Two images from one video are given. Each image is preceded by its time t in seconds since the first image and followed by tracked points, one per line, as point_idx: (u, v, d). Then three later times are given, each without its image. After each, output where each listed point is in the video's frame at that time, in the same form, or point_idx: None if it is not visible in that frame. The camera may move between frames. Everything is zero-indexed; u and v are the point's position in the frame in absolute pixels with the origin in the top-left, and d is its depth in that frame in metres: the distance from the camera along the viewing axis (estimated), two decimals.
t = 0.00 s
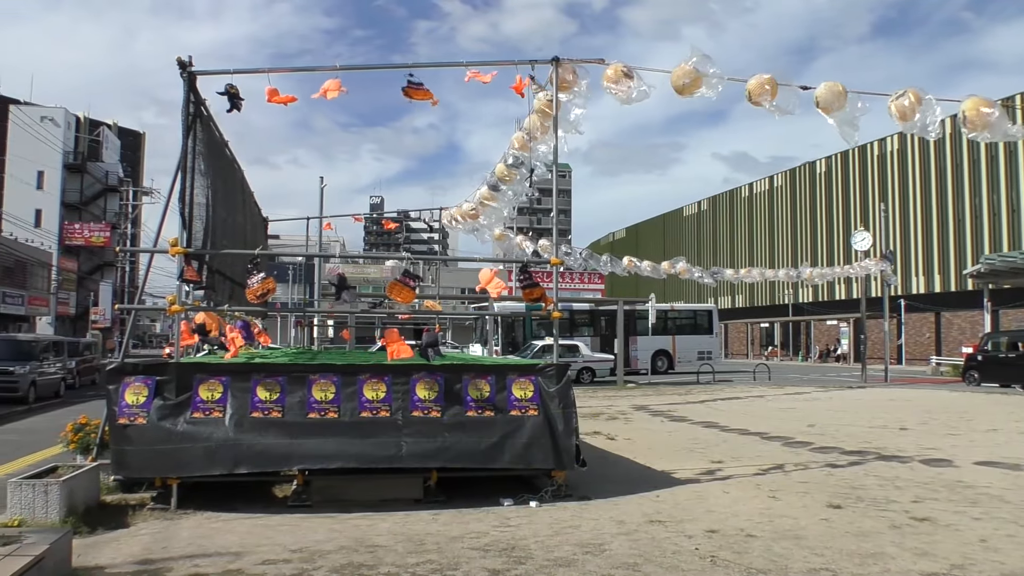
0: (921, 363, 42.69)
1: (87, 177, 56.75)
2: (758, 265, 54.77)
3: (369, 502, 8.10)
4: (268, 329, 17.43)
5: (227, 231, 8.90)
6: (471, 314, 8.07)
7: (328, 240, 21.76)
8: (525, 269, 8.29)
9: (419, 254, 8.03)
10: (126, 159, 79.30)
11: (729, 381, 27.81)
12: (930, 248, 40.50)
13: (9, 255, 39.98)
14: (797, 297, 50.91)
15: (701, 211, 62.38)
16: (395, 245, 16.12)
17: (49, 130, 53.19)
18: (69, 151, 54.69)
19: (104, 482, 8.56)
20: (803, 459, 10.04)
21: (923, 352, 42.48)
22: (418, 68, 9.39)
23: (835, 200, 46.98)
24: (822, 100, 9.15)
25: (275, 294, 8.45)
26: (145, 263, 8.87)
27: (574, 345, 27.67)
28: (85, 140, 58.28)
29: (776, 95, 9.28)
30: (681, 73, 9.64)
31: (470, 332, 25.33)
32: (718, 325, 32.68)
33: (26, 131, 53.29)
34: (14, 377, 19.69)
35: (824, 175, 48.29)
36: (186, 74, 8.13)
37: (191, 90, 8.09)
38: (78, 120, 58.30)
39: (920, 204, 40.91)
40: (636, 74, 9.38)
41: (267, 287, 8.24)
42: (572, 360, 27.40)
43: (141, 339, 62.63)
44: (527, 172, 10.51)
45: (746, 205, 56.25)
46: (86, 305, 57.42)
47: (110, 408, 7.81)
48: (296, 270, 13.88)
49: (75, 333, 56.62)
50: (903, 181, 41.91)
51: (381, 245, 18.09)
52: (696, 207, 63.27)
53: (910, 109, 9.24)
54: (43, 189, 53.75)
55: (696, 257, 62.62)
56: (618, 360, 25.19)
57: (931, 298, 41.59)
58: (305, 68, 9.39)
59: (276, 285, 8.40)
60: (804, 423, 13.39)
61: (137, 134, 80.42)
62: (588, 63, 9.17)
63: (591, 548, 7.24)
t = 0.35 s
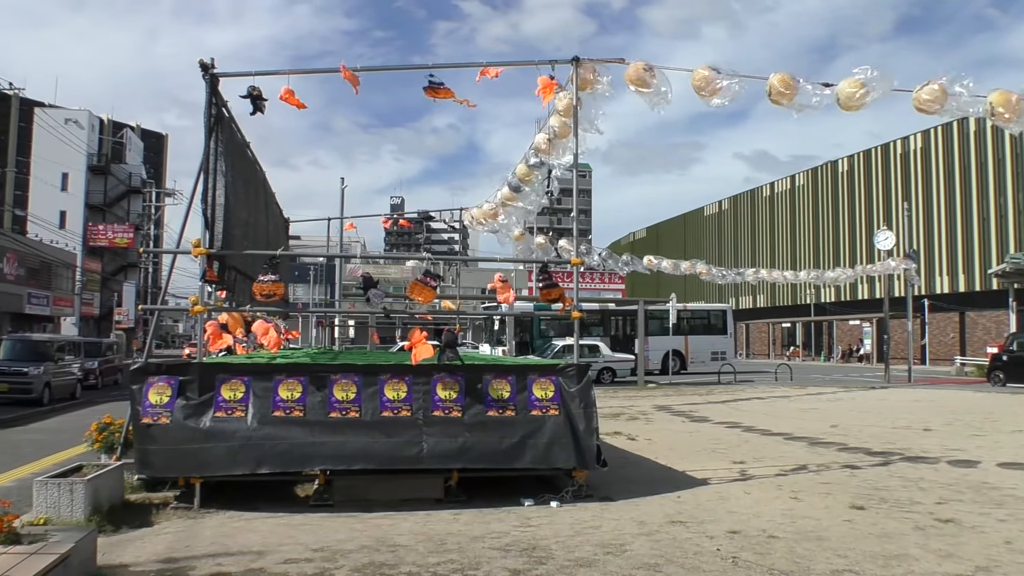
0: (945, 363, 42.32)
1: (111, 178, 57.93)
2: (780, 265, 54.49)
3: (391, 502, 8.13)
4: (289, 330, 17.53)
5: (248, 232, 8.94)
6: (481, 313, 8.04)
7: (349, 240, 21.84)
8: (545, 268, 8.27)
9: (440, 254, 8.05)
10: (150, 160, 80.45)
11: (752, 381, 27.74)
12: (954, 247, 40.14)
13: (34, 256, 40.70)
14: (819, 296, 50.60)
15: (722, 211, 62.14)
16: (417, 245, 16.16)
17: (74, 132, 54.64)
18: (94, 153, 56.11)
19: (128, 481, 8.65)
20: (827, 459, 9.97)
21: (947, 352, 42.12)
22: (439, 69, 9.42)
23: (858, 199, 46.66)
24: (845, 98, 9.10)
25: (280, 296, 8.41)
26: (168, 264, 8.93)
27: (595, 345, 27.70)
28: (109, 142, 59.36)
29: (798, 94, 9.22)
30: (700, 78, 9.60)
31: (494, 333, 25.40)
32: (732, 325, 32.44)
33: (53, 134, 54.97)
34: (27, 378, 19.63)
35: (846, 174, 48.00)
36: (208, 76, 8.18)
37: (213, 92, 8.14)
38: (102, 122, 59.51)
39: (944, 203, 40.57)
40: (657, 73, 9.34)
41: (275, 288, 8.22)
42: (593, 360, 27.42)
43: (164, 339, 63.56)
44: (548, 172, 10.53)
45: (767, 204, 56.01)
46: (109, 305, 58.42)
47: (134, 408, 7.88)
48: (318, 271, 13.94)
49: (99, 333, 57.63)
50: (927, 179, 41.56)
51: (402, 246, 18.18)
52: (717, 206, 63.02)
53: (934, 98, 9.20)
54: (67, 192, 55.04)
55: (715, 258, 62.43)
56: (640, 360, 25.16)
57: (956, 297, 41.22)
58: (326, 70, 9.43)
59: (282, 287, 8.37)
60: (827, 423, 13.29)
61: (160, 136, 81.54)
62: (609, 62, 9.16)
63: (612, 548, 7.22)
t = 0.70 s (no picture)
0: (966, 364, 42.09)
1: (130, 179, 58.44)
2: (798, 265, 54.22)
3: (408, 502, 8.16)
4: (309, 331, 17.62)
5: (266, 233, 8.97)
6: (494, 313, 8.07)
7: (368, 240, 21.93)
8: (562, 269, 8.24)
9: (457, 254, 8.04)
10: (169, 161, 81.24)
11: (770, 382, 27.74)
12: (975, 248, 39.86)
13: (53, 257, 41.14)
14: (838, 297, 50.37)
15: (739, 211, 61.97)
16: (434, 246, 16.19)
17: (94, 134, 55.51)
18: (113, 154, 56.70)
19: (148, 480, 8.72)
20: (846, 461, 9.92)
21: (967, 353, 41.90)
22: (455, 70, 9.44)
23: (877, 199, 46.39)
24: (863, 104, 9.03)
25: (311, 295, 8.38)
26: (186, 264, 8.96)
27: (612, 345, 27.75)
28: (127, 143, 59.89)
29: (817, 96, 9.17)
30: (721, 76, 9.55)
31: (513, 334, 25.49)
32: (742, 325, 32.23)
33: (73, 135, 55.70)
34: (33, 379, 19.52)
35: (865, 173, 47.74)
36: (228, 78, 8.21)
37: (231, 94, 8.17)
38: (121, 124, 60.21)
39: (964, 203, 40.29)
40: (676, 73, 9.31)
41: (303, 288, 8.14)
42: (611, 360, 27.44)
43: (183, 339, 64.22)
44: (565, 172, 10.55)
45: (785, 204, 55.77)
46: (129, 305, 59.08)
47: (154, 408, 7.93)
48: (334, 271, 13.99)
49: (119, 332, 58.31)
50: (947, 179, 41.26)
51: (419, 246, 18.24)
52: (734, 206, 62.85)
53: (955, 104, 9.09)
54: (86, 192, 55.43)
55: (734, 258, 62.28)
56: (657, 361, 25.17)
57: (976, 297, 40.95)
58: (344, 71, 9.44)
59: (313, 285, 8.36)
60: (847, 424, 13.22)
61: (179, 137, 82.32)
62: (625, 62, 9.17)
63: (630, 549, 7.21)
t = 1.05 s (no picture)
0: (984, 364, 41.88)
1: (147, 181, 58.85)
2: (814, 265, 54.02)
3: (424, 501, 8.18)
4: (330, 332, 17.70)
5: (282, 233, 9.00)
6: (505, 312, 8.08)
7: (384, 240, 21.98)
8: (579, 269, 8.22)
9: (472, 254, 8.03)
10: (186, 162, 81.86)
11: (786, 382, 27.72)
12: (993, 246, 39.59)
13: (71, 257, 41.52)
14: (854, 297, 50.16)
15: (755, 210, 61.77)
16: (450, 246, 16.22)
17: (111, 135, 56.13)
18: (130, 155, 57.21)
19: (166, 479, 8.77)
20: (862, 461, 9.88)
21: (985, 353, 41.69)
22: (470, 71, 9.43)
23: (894, 197, 46.13)
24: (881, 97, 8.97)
25: (333, 294, 8.43)
26: (203, 264, 9.00)
27: (627, 345, 27.79)
28: (145, 144, 60.43)
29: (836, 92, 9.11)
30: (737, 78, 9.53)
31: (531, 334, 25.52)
32: (750, 325, 32.07)
33: (90, 137, 56.26)
34: (33, 381, 18.79)
35: (882, 171, 47.46)
36: (244, 80, 8.24)
37: (247, 95, 8.20)
38: (138, 126, 60.80)
39: (982, 201, 40.00)
40: (690, 72, 9.26)
41: (325, 286, 8.21)
42: (626, 360, 27.49)
43: (200, 339, 64.69)
44: (581, 172, 10.53)
45: (801, 202, 55.56)
46: (146, 305, 59.59)
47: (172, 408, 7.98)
48: (350, 272, 14.05)
49: (137, 332, 58.90)
50: (965, 177, 40.97)
51: (433, 246, 18.30)
52: (750, 205, 62.67)
53: (975, 103, 9.01)
54: (104, 193, 55.85)
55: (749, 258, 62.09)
56: (672, 361, 25.14)
57: (995, 296, 40.70)
58: (359, 71, 9.46)
59: (334, 284, 8.40)
60: (863, 424, 13.16)
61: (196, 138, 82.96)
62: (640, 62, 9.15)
63: (646, 549, 7.20)
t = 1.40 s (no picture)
0: (1002, 364, 41.63)
1: (163, 182, 59.24)
2: (829, 265, 53.79)
3: (439, 501, 8.19)
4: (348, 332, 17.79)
5: (297, 234, 9.04)
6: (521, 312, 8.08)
7: (399, 241, 22.06)
8: (592, 269, 8.22)
9: (487, 254, 8.04)
10: (201, 163, 82.49)
11: (802, 382, 27.70)
12: (1011, 246, 39.31)
13: (89, 258, 41.91)
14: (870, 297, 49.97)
15: (770, 210, 61.55)
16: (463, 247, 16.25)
17: (128, 137, 56.78)
18: (146, 156, 57.69)
19: (182, 478, 8.83)
20: (879, 462, 9.82)
21: (1004, 353, 41.45)
22: (485, 71, 9.44)
23: (910, 197, 45.88)
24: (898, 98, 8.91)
25: (332, 296, 8.43)
26: (218, 265, 9.04)
27: (642, 346, 27.83)
28: (161, 146, 60.90)
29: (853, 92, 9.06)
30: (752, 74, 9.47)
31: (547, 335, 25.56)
32: (757, 325, 31.87)
33: (108, 139, 56.84)
34: (28, 383, 17.54)
35: (898, 171, 47.18)
36: (259, 81, 8.28)
37: (263, 95, 8.24)
38: (153, 127, 61.24)
39: (1000, 201, 39.70)
40: (707, 72, 9.25)
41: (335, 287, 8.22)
42: (641, 360, 27.47)
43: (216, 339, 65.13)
44: (593, 172, 10.58)
45: (817, 202, 55.34)
46: (162, 305, 60.12)
47: (188, 407, 8.03)
48: (364, 272, 14.09)
49: (153, 332, 59.38)
50: (982, 176, 40.69)
51: (447, 247, 18.32)
52: (765, 205, 62.49)
53: (992, 98, 8.96)
54: (121, 194, 56.30)
55: (763, 258, 61.98)
56: (686, 362, 25.13)
57: (1013, 296, 40.42)
58: (375, 72, 9.45)
59: (334, 288, 8.42)
60: (880, 425, 13.09)
61: (212, 140, 83.64)
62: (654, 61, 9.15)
63: (661, 550, 7.19)
